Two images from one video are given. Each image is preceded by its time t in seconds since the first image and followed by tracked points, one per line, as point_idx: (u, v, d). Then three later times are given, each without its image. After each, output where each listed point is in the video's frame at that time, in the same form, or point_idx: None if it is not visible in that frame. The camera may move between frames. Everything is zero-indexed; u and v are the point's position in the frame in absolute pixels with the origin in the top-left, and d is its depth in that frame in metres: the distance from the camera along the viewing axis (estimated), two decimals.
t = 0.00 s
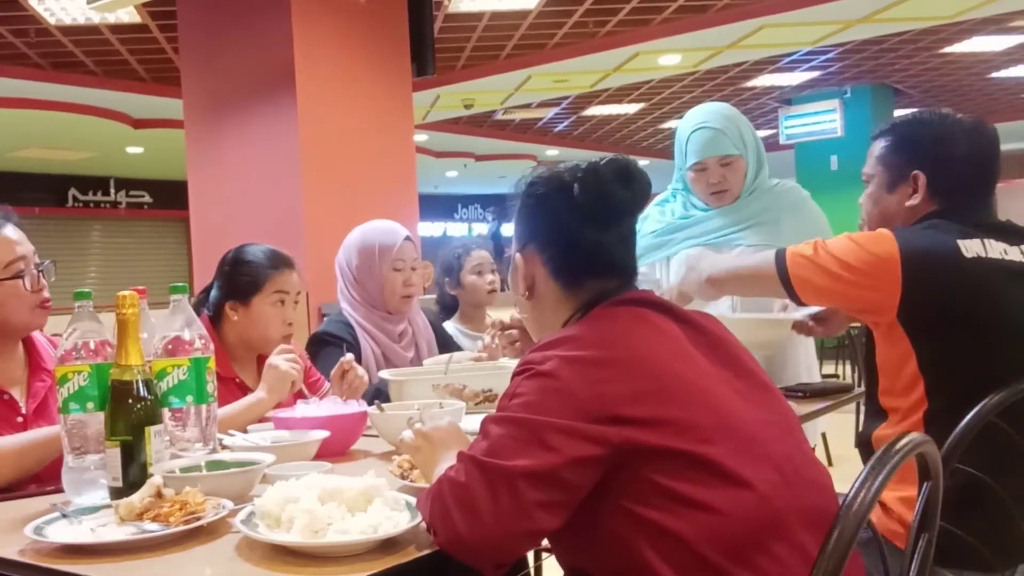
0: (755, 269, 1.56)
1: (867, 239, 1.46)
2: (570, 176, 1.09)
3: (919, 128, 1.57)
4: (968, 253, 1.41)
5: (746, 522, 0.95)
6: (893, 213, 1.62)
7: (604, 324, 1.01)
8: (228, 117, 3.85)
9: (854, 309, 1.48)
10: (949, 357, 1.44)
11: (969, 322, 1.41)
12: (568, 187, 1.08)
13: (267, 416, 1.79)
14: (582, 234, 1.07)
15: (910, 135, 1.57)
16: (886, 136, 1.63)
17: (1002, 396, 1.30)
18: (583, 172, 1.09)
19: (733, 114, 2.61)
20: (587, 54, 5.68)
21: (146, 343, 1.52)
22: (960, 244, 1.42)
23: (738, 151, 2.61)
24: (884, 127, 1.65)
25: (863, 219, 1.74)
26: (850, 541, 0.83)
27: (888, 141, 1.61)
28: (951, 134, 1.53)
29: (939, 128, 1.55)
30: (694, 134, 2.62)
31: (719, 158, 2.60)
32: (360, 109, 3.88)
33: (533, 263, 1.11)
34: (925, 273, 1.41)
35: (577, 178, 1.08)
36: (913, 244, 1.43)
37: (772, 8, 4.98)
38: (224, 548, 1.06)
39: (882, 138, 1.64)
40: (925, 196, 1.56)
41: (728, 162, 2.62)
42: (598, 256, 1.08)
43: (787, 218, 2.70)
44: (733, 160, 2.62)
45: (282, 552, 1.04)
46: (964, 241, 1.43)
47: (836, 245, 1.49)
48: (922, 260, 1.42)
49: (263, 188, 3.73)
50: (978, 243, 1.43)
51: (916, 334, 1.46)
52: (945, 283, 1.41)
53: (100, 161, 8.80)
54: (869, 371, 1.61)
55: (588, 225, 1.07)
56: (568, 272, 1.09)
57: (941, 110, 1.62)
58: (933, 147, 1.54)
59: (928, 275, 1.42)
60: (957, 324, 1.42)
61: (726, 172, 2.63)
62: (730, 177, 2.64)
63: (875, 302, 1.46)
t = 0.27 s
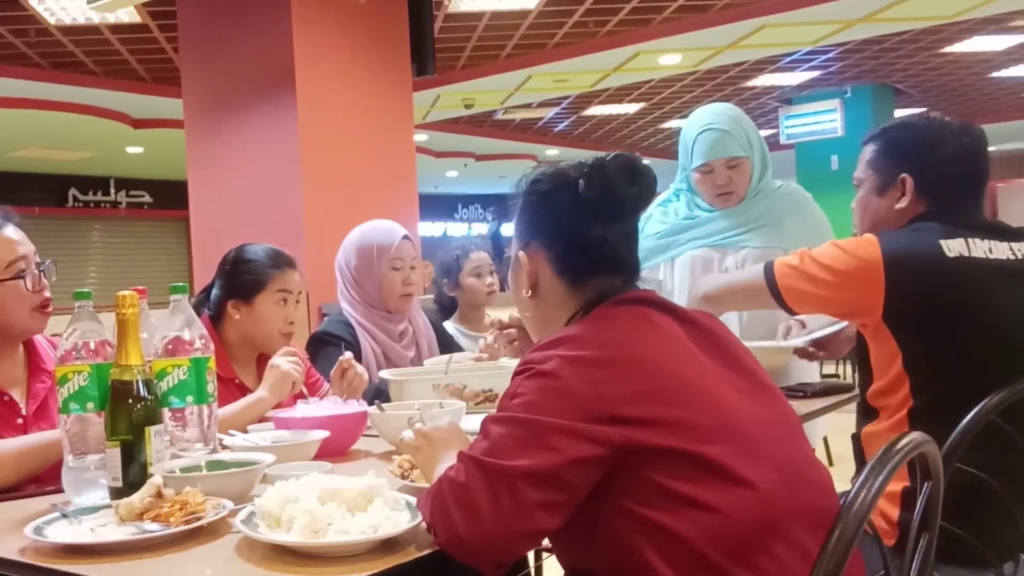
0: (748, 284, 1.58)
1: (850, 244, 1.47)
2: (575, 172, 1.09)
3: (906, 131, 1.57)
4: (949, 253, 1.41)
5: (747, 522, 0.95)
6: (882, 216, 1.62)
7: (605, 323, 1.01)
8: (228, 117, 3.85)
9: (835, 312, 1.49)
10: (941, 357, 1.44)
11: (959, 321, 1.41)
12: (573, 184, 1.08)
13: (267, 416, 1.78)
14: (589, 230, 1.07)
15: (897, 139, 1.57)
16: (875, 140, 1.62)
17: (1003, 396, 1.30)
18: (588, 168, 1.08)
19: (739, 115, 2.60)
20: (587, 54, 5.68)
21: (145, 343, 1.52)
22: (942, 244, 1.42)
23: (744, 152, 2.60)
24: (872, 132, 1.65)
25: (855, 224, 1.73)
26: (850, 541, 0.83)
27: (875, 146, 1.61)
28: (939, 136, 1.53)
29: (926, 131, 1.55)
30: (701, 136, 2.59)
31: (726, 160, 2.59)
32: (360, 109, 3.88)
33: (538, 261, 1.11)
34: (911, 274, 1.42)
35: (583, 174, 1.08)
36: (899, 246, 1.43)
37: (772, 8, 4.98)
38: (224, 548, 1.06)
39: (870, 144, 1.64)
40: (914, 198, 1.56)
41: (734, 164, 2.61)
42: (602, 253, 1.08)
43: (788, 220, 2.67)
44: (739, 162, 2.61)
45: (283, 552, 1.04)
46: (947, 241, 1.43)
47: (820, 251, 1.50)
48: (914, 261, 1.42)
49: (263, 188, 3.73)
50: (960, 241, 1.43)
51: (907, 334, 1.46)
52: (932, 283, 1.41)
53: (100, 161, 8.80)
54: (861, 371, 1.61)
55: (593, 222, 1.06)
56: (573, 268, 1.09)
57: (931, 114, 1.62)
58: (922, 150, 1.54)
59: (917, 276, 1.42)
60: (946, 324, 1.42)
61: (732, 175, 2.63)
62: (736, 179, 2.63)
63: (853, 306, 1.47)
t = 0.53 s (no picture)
0: (744, 284, 1.63)
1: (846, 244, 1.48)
2: (583, 164, 1.10)
3: (899, 133, 1.57)
4: (947, 253, 1.41)
5: (752, 523, 0.94)
6: (878, 218, 1.62)
7: (609, 323, 1.01)
8: (228, 117, 3.85)
9: (832, 312, 1.50)
10: (938, 356, 1.43)
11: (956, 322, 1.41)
12: (582, 175, 1.09)
13: (267, 416, 1.78)
14: (604, 217, 1.08)
15: (892, 141, 1.57)
16: (870, 143, 1.63)
17: (1003, 396, 1.30)
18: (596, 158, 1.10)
19: (741, 117, 2.61)
20: (588, 54, 5.68)
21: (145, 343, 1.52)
22: (939, 244, 1.42)
23: (746, 155, 2.61)
24: (866, 135, 1.65)
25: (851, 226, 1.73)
26: (850, 540, 0.83)
27: (869, 149, 1.61)
28: (934, 137, 1.54)
29: (921, 132, 1.55)
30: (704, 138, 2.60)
31: (729, 163, 2.61)
32: (360, 110, 3.88)
33: (556, 258, 1.09)
34: (911, 275, 1.42)
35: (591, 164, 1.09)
36: (895, 247, 1.44)
37: (772, 8, 4.98)
38: (224, 548, 1.06)
39: (864, 146, 1.64)
40: (910, 199, 1.56)
41: (737, 167, 2.62)
42: (614, 240, 1.08)
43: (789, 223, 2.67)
44: (742, 165, 2.62)
45: (283, 552, 1.04)
46: (942, 241, 1.43)
47: (818, 252, 1.52)
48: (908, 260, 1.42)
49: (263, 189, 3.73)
50: (957, 242, 1.43)
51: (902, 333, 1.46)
52: (926, 282, 1.41)
53: (100, 161, 8.80)
54: (859, 372, 1.60)
55: (604, 208, 1.08)
56: (589, 257, 1.08)
57: (926, 116, 1.62)
58: (918, 152, 1.54)
59: (915, 277, 1.42)
60: (944, 323, 1.42)
61: (735, 177, 2.64)
62: (739, 182, 2.65)
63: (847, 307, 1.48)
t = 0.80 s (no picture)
0: (746, 288, 1.63)
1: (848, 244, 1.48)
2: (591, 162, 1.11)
3: (902, 132, 1.57)
4: (949, 253, 1.42)
5: (757, 525, 0.94)
6: (881, 216, 1.62)
7: (615, 324, 1.01)
8: (228, 117, 3.85)
9: (833, 313, 1.51)
10: (938, 355, 1.43)
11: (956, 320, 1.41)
12: (589, 173, 1.10)
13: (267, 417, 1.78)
14: (614, 215, 1.08)
15: (893, 140, 1.58)
16: (873, 142, 1.63)
17: (1003, 396, 1.30)
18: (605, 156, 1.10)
19: (738, 118, 2.60)
20: (588, 54, 5.68)
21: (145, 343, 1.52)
22: (942, 244, 1.42)
23: (745, 155, 2.61)
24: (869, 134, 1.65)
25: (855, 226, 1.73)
26: (851, 540, 0.83)
27: (873, 149, 1.62)
28: (936, 136, 1.53)
29: (923, 132, 1.55)
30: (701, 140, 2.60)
31: (726, 163, 2.61)
32: (360, 110, 3.87)
33: (567, 256, 1.09)
34: (913, 275, 1.42)
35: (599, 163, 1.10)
36: (895, 247, 1.44)
37: (772, 8, 4.98)
38: (224, 548, 1.06)
39: (868, 145, 1.64)
40: (912, 198, 1.56)
41: (735, 167, 2.62)
42: (623, 235, 1.08)
43: (788, 224, 2.67)
44: (740, 165, 2.62)
45: (283, 551, 1.04)
46: (945, 240, 1.43)
47: (821, 252, 1.52)
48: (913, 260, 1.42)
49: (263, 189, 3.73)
50: (960, 242, 1.44)
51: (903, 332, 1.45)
52: (927, 283, 1.41)
53: (100, 161, 8.80)
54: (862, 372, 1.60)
55: (613, 207, 1.08)
56: (598, 256, 1.08)
57: (929, 116, 1.62)
58: (920, 151, 1.54)
59: (917, 277, 1.42)
60: (945, 324, 1.42)
61: (733, 177, 2.64)
62: (737, 181, 2.64)
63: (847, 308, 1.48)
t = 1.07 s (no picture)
0: (755, 275, 1.52)
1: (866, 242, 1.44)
2: (596, 160, 1.11)
3: (916, 130, 1.58)
4: (968, 254, 1.41)
5: (758, 527, 0.94)
6: (894, 213, 1.62)
7: (619, 323, 1.01)
8: (228, 117, 3.85)
9: (846, 308, 1.47)
10: (951, 356, 1.43)
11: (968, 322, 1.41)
12: (595, 171, 1.10)
13: (266, 416, 1.78)
14: (619, 215, 1.08)
15: (909, 136, 1.58)
16: (889, 137, 1.63)
17: (1003, 396, 1.30)
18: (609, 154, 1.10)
19: (741, 112, 2.60)
20: (588, 54, 5.68)
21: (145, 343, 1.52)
22: (961, 245, 1.42)
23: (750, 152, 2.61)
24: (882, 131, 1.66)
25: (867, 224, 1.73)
26: (851, 539, 0.83)
27: (889, 142, 1.62)
28: (950, 133, 1.54)
29: (938, 128, 1.55)
30: (706, 135, 2.60)
31: (731, 159, 2.60)
32: (360, 109, 3.88)
33: (569, 255, 1.09)
34: (928, 272, 1.41)
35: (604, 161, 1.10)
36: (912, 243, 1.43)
37: (772, 8, 4.98)
38: (224, 548, 1.06)
39: (883, 140, 1.64)
40: (927, 195, 1.56)
41: (739, 164, 2.62)
42: (628, 234, 1.08)
43: (794, 217, 2.67)
44: (744, 161, 2.62)
45: (283, 552, 1.04)
46: (965, 242, 1.43)
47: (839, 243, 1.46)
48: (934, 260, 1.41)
49: (262, 188, 3.73)
50: (979, 243, 1.43)
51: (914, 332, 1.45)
52: (943, 283, 1.41)
53: (100, 161, 8.79)
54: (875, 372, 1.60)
55: (618, 206, 1.08)
56: (602, 256, 1.08)
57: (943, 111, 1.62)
58: (934, 147, 1.55)
59: (931, 275, 1.41)
60: (957, 323, 1.42)
61: (736, 174, 2.63)
62: (741, 179, 2.64)
63: (865, 308, 1.46)
